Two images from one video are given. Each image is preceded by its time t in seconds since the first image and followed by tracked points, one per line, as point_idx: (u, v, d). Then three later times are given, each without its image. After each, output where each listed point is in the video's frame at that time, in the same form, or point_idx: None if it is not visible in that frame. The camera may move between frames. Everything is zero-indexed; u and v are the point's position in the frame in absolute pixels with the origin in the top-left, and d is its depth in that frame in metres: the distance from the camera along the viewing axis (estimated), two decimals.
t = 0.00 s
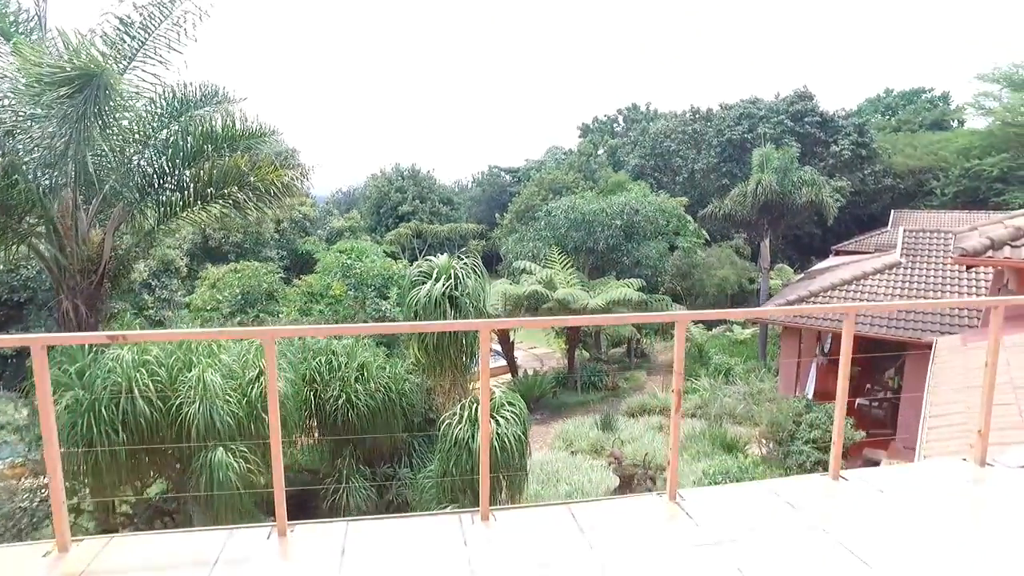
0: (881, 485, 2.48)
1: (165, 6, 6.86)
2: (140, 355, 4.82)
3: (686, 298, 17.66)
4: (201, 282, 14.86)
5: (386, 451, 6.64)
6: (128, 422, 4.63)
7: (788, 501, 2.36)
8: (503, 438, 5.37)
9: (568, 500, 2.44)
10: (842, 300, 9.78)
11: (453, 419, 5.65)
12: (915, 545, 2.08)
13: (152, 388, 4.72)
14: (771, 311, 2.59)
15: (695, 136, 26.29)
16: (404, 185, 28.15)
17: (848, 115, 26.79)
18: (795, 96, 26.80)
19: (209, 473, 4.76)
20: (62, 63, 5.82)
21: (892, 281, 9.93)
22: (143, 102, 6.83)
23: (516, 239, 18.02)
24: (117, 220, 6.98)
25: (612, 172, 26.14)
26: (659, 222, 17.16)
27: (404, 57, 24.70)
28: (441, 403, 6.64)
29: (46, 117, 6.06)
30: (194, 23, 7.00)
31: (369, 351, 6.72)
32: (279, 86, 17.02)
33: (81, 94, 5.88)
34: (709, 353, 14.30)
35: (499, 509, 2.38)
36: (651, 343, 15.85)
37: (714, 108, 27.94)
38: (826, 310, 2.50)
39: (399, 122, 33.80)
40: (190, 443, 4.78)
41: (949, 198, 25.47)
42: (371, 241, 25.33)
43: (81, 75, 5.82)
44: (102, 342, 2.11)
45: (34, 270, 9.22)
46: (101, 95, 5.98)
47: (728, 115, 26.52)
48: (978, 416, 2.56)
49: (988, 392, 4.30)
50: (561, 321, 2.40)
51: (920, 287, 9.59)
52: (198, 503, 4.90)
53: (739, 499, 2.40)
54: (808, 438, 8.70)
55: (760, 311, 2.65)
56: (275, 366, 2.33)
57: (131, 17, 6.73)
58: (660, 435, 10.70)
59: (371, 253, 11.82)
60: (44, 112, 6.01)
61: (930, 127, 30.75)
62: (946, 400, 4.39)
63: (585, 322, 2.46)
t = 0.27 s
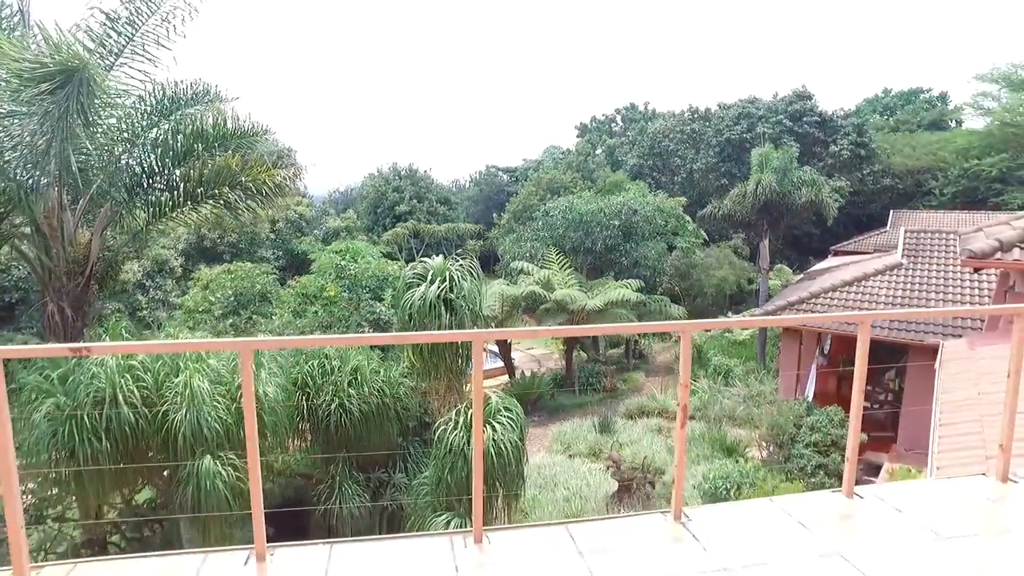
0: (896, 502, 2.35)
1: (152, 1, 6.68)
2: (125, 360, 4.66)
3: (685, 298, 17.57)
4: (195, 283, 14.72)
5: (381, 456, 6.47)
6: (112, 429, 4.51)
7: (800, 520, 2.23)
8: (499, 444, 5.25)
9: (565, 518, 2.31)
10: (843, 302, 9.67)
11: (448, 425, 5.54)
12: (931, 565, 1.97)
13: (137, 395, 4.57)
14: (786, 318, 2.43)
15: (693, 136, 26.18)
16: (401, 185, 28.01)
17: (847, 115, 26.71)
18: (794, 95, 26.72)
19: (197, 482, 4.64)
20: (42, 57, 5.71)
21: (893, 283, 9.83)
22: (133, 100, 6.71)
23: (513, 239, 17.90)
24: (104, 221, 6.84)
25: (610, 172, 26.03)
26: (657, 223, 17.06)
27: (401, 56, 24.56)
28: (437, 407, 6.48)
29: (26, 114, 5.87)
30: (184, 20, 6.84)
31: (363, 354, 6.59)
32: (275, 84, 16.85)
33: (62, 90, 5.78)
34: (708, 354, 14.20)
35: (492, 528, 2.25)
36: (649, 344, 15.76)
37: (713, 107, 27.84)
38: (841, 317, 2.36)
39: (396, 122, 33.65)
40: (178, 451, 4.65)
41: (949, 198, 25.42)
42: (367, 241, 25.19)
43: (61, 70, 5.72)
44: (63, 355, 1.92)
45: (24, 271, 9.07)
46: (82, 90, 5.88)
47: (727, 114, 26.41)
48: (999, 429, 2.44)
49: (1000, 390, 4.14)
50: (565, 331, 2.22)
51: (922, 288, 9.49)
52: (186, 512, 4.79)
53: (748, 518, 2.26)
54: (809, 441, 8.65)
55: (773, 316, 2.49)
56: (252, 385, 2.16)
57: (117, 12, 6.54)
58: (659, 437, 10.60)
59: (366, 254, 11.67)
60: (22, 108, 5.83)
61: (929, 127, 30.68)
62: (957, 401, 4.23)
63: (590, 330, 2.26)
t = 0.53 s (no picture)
0: (919, 522, 2.22)
1: None
2: (110, 367, 4.52)
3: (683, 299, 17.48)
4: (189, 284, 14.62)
5: (375, 461, 6.34)
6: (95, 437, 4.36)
7: (815, 542, 2.10)
8: (496, 450, 5.14)
9: (564, 539, 2.18)
10: (844, 303, 9.57)
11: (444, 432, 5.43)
12: None
13: (122, 403, 4.42)
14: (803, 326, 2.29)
15: (691, 136, 26.08)
16: (398, 185, 27.89)
17: (845, 115, 26.65)
18: (792, 95, 26.65)
19: (185, 491, 4.51)
20: (20, 52, 5.62)
21: (893, 284, 9.73)
22: (119, 97, 6.61)
23: (511, 240, 17.78)
24: (92, 222, 6.70)
25: (608, 172, 25.91)
26: (655, 223, 16.94)
27: (396, 55, 24.39)
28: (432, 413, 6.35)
29: (6, 112, 5.77)
30: (172, 16, 6.75)
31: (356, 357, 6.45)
32: (270, 83, 16.69)
33: (41, 86, 5.68)
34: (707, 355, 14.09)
35: (486, 549, 2.11)
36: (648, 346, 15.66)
37: (711, 107, 27.75)
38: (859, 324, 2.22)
39: (393, 122, 33.50)
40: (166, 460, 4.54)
41: (947, 198, 25.40)
42: (364, 242, 25.08)
43: (40, 66, 5.63)
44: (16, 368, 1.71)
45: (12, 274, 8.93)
46: (63, 84, 5.77)
47: (725, 114, 26.32)
48: None
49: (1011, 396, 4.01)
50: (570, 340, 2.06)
51: (923, 289, 9.39)
52: (173, 522, 4.65)
53: (760, 540, 2.13)
54: (810, 444, 8.56)
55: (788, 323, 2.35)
56: (229, 407, 1.92)
57: (102, 7, 6.54)
58: (658, 440, 10.48)
59: (362, 255, 11.56)
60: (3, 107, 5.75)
61: (926, 127, 30.68)
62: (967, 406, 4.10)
63: (598, 340, 2.07)
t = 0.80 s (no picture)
0: (942, 546, 2.11)
1: None
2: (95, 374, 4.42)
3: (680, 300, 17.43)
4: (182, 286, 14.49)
5: (370, 468, 6.22)
6: (77, 447, 4.20)
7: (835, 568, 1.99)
8: (494, 458, 5.03)
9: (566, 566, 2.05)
10: (845, 305, 9.50)
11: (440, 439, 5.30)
12: None
13: (107, 410, 4.30)
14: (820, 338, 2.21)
15: (688, 136, 26.00)
16: (394, 185, 27.76)
17: (842, 114, 26.60)
18: (789, 95, 26.60)
19: (171, 503, 4.36)
20: None
21: (894, 286, 9.65)
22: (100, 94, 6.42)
23: (507, 240, 17.65)
24: (79, 223, 6.60)
25: (605, 172, 25.78)
26: (653, 223, 16.81)
27: (391, 55, 24.14)
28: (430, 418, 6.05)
29: None
30: (161, 14, 6.66)
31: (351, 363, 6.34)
32: (263, 83, 16.53)
33: (19, 83, 5.51)
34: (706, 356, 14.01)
35: None
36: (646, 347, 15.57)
37: (708, 106, 27.66)
38: (880, 333, 2.14)
39: (388, 122, 33.32)
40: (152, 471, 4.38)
41: (944, 198, 25.45)
42: (359, 243, 24.94)
43: (19, 62, 5.46)
44: None
45: None
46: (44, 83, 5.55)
47: (722, 114, 26.24)
48: None
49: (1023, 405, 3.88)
50: (579, 355, 1.95)
51: (925, 291, 9.32)
52: (161, 533, 4.52)
53: (776, 565, 2.02)
54: (811, 447, 8.49)
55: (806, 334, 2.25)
56: (208, 428, 1.80)
57: (88, 4, 6.47)
58: (657, 443, 10.37)
59: (357, 256, 11.43)
60: None
61: (922, 127, 30.74)
62: (977, 416, 3.97)
63: (605, 354, 1.98)
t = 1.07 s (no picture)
0: (959, 564, 2.04)
1: None
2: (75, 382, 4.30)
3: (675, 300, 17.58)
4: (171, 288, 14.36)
5: (362, 473, 6.12)
6: (57, 458, 4.06)
7: None
8: (489, 464, 4.93)
9: None
10: (841, 306, 9.46)
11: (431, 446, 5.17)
12: None
13: (88, 419, 4.18)
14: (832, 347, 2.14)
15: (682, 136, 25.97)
16: (388, 185, 27.85)
17: (836, 114, 26.62)
18: (782, 95, 26.61)
19: (154, 513, 4.25)
20: None
21: (890, 287, 9.61)
22: (87, 94, 6.49)
23: (501, 240, 17.55)
24: (62, 223, 6.52)
25: (598, 172, 25.69)
26: (648, 223, 16.70)
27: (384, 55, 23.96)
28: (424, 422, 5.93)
29: None
30: (145, 10, 6.47)
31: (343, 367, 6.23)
32: (254, 84, 16.38)
33: None
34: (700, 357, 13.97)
35: None
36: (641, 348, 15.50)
37: (702, 106, 27.62)
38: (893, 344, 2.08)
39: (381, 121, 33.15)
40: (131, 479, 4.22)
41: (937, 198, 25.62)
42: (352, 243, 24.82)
43: None
44: None
45: None
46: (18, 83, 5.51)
47: (716, 114, 26.20)
48: None
49: None
50: (577, 369, 1.89)
51: (922, 291, 9.28)
52: (144, 544, 4.39)
53: None
54: (807, 449, 8.45)
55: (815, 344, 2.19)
56: (176, 446, 1.71)
57: None
58: (653, 445, 10.25)
59: (348, 257, 11.34)
60: None
61: (915, 127, 30.93)
62: (985, 421, 3.87)
63: (604, 368, 1.92)
